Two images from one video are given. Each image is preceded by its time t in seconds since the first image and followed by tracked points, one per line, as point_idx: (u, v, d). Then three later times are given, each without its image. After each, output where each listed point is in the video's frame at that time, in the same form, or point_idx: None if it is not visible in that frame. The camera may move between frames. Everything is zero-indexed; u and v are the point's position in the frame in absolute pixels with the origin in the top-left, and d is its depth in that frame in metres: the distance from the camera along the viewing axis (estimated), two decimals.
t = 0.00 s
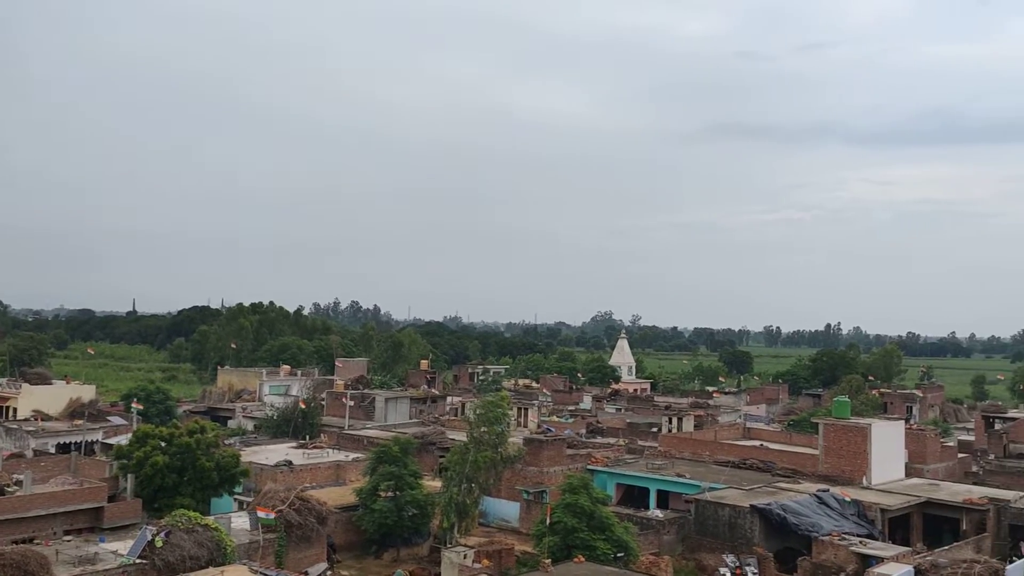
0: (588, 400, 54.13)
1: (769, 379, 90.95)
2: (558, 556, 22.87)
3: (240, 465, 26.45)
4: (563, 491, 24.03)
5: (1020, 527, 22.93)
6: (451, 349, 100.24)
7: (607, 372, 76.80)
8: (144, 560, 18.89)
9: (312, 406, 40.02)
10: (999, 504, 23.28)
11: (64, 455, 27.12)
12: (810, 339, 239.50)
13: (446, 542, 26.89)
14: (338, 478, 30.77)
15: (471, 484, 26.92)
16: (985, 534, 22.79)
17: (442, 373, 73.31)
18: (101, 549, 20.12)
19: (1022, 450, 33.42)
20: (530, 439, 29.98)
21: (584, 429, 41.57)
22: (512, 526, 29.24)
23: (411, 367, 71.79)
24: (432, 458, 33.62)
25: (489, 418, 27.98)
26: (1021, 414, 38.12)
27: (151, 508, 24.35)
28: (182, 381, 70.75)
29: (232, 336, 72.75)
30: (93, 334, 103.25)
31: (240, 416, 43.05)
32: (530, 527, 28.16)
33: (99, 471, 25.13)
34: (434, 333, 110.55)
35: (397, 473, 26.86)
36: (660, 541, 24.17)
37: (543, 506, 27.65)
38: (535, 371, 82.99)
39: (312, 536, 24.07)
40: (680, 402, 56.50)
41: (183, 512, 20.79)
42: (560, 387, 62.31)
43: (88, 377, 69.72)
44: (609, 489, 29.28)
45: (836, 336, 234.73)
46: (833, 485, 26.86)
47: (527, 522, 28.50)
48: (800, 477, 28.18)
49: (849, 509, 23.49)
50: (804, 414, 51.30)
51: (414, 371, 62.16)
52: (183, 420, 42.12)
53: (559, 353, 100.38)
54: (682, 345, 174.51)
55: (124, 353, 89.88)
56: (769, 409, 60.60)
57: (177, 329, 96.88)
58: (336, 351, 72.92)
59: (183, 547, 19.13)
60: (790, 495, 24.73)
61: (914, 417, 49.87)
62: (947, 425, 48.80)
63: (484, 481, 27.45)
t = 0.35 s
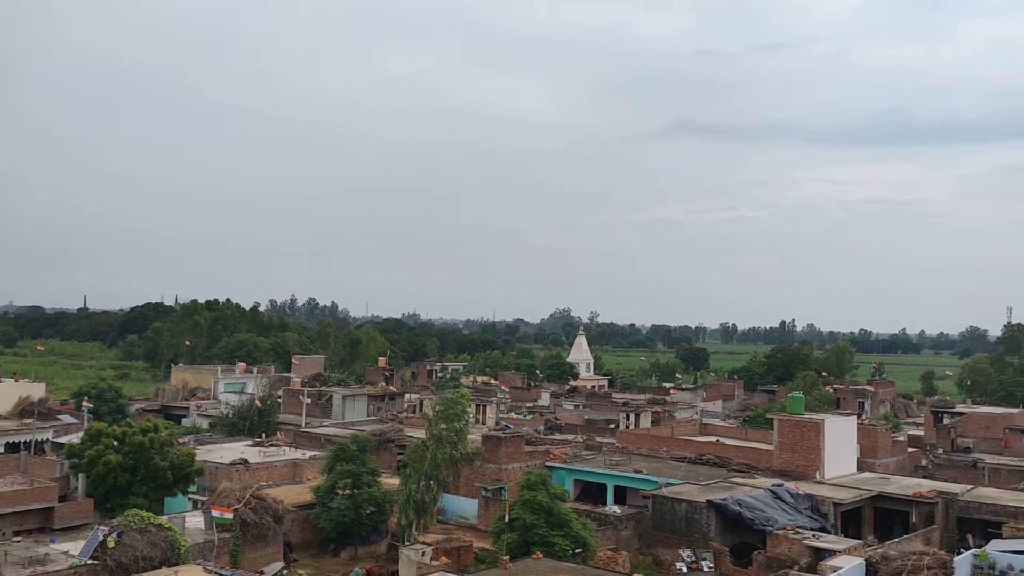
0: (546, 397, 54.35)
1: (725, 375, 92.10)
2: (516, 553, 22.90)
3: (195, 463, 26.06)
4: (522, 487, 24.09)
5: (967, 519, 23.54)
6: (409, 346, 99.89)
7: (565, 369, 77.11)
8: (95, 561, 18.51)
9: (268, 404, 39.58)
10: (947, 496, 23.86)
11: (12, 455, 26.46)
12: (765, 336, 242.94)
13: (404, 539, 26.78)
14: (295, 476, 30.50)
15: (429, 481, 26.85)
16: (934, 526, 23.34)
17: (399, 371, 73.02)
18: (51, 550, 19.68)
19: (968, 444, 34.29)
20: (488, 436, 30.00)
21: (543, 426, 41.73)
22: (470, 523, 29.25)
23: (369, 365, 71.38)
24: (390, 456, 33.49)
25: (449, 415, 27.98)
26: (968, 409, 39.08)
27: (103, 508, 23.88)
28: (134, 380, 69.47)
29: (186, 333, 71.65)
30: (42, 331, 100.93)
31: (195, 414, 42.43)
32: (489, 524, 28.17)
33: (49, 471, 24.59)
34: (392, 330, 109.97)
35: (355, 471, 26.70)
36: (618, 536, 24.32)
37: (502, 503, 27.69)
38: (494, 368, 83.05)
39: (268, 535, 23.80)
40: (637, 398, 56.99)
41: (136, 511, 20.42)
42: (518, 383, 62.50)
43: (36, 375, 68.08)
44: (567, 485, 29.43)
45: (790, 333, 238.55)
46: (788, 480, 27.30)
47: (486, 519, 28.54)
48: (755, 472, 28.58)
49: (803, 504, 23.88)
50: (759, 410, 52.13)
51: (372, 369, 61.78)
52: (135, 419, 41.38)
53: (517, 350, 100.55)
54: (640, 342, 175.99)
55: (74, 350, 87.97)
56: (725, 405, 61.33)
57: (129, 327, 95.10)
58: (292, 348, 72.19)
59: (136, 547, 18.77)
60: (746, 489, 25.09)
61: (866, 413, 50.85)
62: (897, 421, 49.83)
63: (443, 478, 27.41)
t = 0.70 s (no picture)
0: (504, 394, 54.43)
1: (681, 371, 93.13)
2: (473, 549, 22.91)
3: (147, 462, 25.60)
4: (479, 483, 24.10)
5: (915, 511, 24.09)
6: (366, 343, 99.26)
7: (523, 365, 77.27)
8: (45, 561, 18.09)
9: (223, 401, 39.04)
10: (896, 489, 24.39)
11: None
12: (720, 333, 245.98)
13: (361, 536, 26.62)
14: (250, 474, 30.17)
15: (386, 478, 26.72)
16: (884, 518, 23.85)
17: (357, 367, 72.52)
18: None
19: (917, 438, 35.13)
20: (446, 432, 29.95)
21: (500, 422, 41.79)
22: (427, 519, 29.21)
23: (326, 361, 70.76)
24: (347, 453, 33.31)
25: (406, 412, 27.85)
26: (917, 403, 40.03)
27: (52, 508, 23.36)
28: (83, 377, 67.99)
29: (138, 329, 70.33)
30: None
31: (147, 412, 41.69)
32: (446, 520, 28.18)
33: None
34: (349, 326, 109.09)
35: (311, 468, 26.47)
36: (574, 532, 24.43)
37: (460, 499, 27.69)
38: (451, 365, 82.90)
39: (222, 533, 23.52)
40: (594, 394, 57.33)
41: (86, 511, 20.02)
42: (476, 380, 62.47)
43: None
44: (525, 481, 29.50)
45: (745, 329, 241.97)
46: (742, 474, 27.68)
47: (443, 515, 28.52)
48: (711, 467, 28.93)
49: (757, 497, 24.23)
50: (714, 406, 52.79)
51: (329, 365, 61.23)
52: (85, 417, 40.53)
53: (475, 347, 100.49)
54: (597, 338, 177.07)
55: (21, 347, 85.83)
56: (681, 401, 62.00)
57: (79, 323, 93.06)
58: (248, 345, 71.24)
59: (87, 548, 18.39)
60: (701, 484, 25.39)
61: (818, 407, 51.78)
62: (848, 415, 50.83)
63: (401, 475, 27.31)
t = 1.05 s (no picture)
0: (454, 392, 54.36)
1: (630, 368, 93.98)
2: (422, 548, 22.84)
3: (88, 463, 25.00)
4: (429, 481, 24.04)
5: (857, 504, 24.66)
6: (315, 341, 98.24)
7: (473, 363, 77.19)
8: None
9: (167, 400, 38.27)
10: (838, 483, 24.95)
11: None
12: (669, 330, 248.79)
13: (309, 536, 26.34)
14: (195, 474, 29.68)
15: (335, 477, 26.50)
16: (827, 512, 24.37)
17: (305, 366, 71.69)
18: None
19: (859, 433, 35.97)
20: (395, 430, 29.78)
21: (450, 420, 41.71)
22: (377, 518, 29.05)
23: (273, 360, 69.81)
24: (295, 452, 32.98)
25: (353, 409, 27.56)
26: (858, 399, 40.95)
27: None
28: (21, 377, 66.07)
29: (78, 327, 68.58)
30: None
31: (88, 412, 40.69)
32: (395, 518, 28.07)
33: None
34: (297, 324, 107.79)
35: (258, 468, 26.11)
36: (524, 529, 24.43)
37: (410, 497, 27.57)
38: (401, 363, 82.50)
39: (166, 535, 23.10)
40: (544, 392, 57.53)
41: (24, 513, 19.48)
42: (426, 377, 62.27)
43: None
44: (475, 478, 29.47)
45: (693, 327, 245.22)
46: (689, 471, 28.05)
47: (393, 514, 28.39)
48: (659, 464, 29.26)
49: (704, 493, 24.58)
50: (662, 403, 53.38)
51: (276, 364, 60.43)
52: (23, 418, 39.41)
53: (425, 344, 100.14)
54: (547, 336, 177.83)
55: None
56: (630, 398, 62.56)
57: (17, 321, 90.38)
58: (193, 343, 69.92)
59: (26, 550, 17.81)
60: (649, 480, 25.66)
61: (764, 404, 52.64)
62: (793, 411, 51.81)
63: (349, 474, 27.13)
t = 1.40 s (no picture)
0: (405, 390, 54.11)
1: (582, 366, 94.51)
2: (373, 547, 22.67)
3: (29, 464, 24.28)
4: (380, 480, 23.86)
5: (804, 499, 25.11)
6: (264, 339, 96.88)
7: (425, 361, 76.85)
8: None
9: (111, 400, 37.40)
10: (786, 479, 25.38)
11: None
12: (620, 328, 250.71)
13: (257, 537, 25.95)
14: (140, 475, 29.07)
15: (283, 477, 26.18)
16: (774, 507, 24.78)
17: (254, 364, 70.66)
18: None
19: (805, 429, 36.66)
20: (345, 429, 29.51)
21: (402, 419, 41.49)
22: (327, 518, 28.75)
23: (222, 359, 68.67)
24: (243, 452, 32.50)
25: (298, 407, 27.28)
26: (805, 396, 41.71)
27: None
28: None
29: (19, 325, 66.61)
30: None
31: (29, 412, 39.58)
32: (346, 518, 27.82)
33: None
34: (246, 323, 106.16)
35: (205, 468, 25.65)
36: (476, 527, 24.39)
37: (360, 496, 27.32)
38: (352, 361, 81.76)
39: (111, 537, 22.57)
40: (496, 390, 57.59)
41: None
42: (378, 376, 61.86)
43: None
44: (426, 477, 29.35)
45: (644, 325, 247.50)
46: (640, 468, 28.31)
47: (343, 513, 28.12)
48: (610, 461, 29.44)
49: (654, 490, 24.82)
50: (614, 401, 53.79)
51: (225, 362, 59.46)
52: None
53: (376, 343, 99.46)
54: (500, 334, 177.87)
55: None
56: (582, 396, 62.89)
57: None
58: (139, 342, 68.41)
59: None
60: (600, 477, 25.83)
61: (713, 401, 53.31)
62: (741, 408, 52.60)
63: (298, 473, 26.81)
